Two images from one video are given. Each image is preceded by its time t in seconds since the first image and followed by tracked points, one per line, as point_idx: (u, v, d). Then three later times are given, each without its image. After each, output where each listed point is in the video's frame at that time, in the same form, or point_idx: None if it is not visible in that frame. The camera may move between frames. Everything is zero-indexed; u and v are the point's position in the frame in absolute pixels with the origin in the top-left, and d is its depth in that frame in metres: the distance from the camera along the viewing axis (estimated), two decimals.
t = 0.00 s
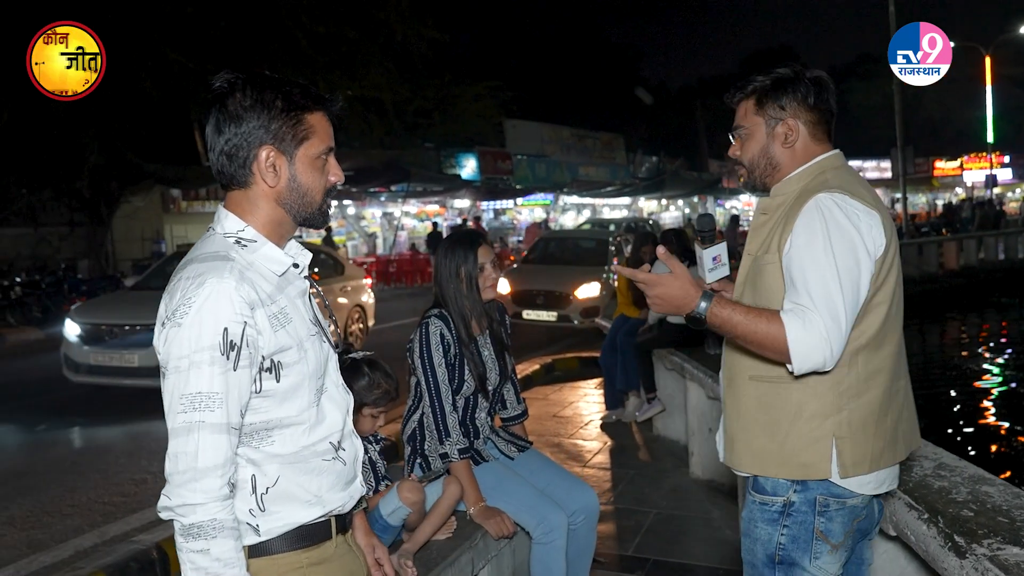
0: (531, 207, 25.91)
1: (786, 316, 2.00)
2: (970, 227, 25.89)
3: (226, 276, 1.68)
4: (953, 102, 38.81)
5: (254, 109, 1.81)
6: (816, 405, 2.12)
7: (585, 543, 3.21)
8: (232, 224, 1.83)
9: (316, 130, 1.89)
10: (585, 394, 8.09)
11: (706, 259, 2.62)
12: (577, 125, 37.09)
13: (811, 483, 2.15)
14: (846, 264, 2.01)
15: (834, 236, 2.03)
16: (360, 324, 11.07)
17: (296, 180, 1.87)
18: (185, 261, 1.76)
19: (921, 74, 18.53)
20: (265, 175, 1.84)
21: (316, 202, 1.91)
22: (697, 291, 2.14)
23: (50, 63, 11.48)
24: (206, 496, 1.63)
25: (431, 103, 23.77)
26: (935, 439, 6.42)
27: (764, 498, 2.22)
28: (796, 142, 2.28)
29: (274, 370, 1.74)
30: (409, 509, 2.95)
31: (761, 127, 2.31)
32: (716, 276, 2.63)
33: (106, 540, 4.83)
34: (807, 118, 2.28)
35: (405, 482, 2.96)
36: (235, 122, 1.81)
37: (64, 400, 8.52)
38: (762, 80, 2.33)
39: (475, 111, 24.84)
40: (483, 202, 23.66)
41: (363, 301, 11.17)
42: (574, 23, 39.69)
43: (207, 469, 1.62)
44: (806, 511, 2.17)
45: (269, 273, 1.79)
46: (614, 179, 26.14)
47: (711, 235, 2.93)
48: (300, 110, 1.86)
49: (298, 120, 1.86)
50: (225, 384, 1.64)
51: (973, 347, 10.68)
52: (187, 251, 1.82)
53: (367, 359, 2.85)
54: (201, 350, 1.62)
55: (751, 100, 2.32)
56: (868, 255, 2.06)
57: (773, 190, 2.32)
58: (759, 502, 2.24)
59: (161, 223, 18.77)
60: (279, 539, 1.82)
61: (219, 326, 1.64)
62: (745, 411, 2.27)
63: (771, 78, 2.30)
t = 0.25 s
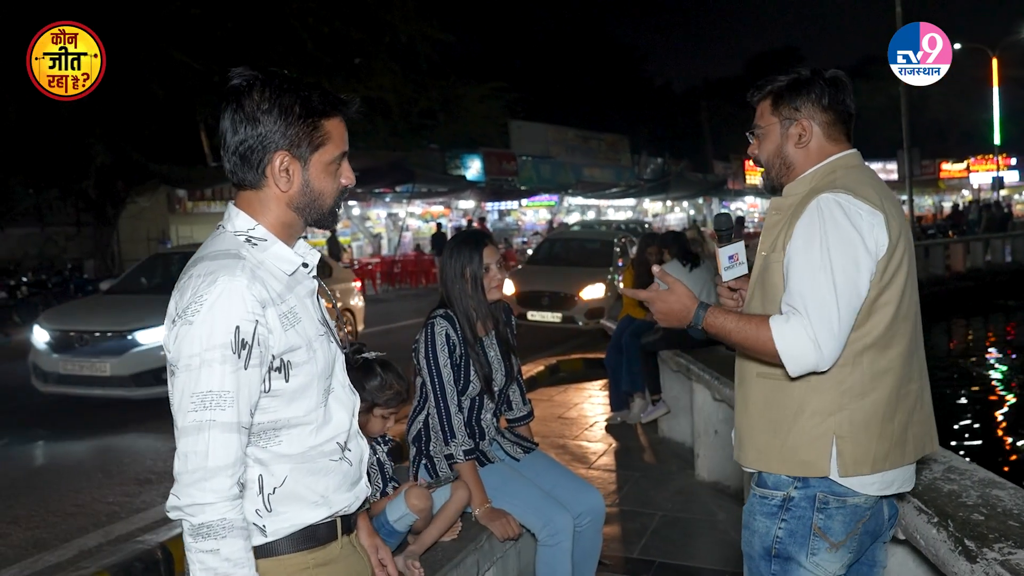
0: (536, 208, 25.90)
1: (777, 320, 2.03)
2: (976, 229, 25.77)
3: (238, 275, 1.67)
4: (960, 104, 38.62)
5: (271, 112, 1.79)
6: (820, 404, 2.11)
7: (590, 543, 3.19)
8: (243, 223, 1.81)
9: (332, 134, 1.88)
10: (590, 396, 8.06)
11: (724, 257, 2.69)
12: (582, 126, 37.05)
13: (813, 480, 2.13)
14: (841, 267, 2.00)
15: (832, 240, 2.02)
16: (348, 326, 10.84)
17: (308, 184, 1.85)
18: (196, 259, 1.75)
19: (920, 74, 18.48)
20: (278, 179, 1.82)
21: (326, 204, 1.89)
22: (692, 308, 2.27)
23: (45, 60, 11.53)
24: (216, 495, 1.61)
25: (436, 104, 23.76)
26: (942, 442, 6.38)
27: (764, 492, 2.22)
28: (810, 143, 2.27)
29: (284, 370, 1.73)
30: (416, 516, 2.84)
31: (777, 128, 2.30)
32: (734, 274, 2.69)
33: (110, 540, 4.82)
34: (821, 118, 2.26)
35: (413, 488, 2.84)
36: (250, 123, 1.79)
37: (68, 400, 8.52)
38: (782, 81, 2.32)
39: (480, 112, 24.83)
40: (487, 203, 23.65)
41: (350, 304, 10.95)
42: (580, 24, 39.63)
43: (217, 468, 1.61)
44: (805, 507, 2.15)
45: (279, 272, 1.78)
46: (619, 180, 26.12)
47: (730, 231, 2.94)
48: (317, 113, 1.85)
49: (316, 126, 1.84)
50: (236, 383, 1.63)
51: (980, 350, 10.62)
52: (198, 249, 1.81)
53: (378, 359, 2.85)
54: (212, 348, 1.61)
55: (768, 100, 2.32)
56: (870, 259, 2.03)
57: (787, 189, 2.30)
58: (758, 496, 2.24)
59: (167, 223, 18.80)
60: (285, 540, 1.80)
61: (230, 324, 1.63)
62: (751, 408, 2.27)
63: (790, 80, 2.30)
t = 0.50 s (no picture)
0: (536, 208, 25.89)
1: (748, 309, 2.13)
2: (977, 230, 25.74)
3: (250, 273, 1.65)
4: (961, 104, 38.60)
5: (278, 104, 1.78)
6: (815, 400, 2.09)
7: (592, 545, 3.16)
8: (252, 221, 1.79)
9: (341, 128, 1.86)
10: (591, 396, 8.04)
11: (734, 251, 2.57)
12: (582, 127, 37.04)
13: (807, 476, 2.12)
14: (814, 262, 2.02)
15: (812, 235, 2.04)
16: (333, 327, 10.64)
17: (317, 177, 1.83)
18: (205, 256, 1.73)
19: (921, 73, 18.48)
20: (286, 170, 1.80)
21: (334, 199, 1.87)
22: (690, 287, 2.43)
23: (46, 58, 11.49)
24: (225, 498, 1.59)
25: (436, 105, 23.74)
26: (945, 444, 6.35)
27: (761, 486, 2.20)
28: (815, 142, 2.26)
29: (292, 371, 1.71)
30: (419, 521, 2.81)
31: (782, 128, 2.30)
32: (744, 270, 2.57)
33: (109, 541, 4.79)
34: (829, 117, 2.24)
35: (416, 494, 2.82)
36: (258, 115, 1.78)
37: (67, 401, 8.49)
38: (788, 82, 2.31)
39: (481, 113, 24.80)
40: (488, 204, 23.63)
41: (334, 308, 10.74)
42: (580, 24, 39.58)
43: (227, 470, 1.59)
44: (799, 505, 2.13)
45: (288, 271, 1.76)
46: (619, 181, 26.13)
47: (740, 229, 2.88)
48: (326, 107, 1.84)
49: (323, 117, 1.83)
50: (247, 384, 1.60)
51: (981, 351, 10.60)
52: (205, 247, 1.79)
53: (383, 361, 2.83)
54: (223, 349, 1.59)
55: (776, 100, 2.31)
56: (852, 256, 2.02)
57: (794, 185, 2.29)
58: (754, 489, 2.22)
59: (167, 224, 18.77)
60: (290, 543, 1.78)
61: (242, 324, 1.61)
62: (749, 402, 2.26)
63: (796, 80, 2.28)
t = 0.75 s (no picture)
0: (531, 208, 25.89)
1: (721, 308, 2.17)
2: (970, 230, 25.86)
3: (256, 270, 1.62)
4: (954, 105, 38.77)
5: (284, 100, 1.75)
6: (803, 399, 2.07)
7: (590, 548, 3.14)
8: (254, 218, 1.76)
9: (346, 124, 1.83)
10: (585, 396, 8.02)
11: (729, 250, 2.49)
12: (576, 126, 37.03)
13: (796, 476, 2.09)
14: (783, 264, 2.03)
15: (786, 236, 2.04)
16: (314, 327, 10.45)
17: (325, 174, 1.80)
18: (208, 252, 1.71)
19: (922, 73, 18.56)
20: (295, 168, 1.77)
21: (340, 196, 1.85)
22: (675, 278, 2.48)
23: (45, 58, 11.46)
24: (232, 499, 1.57)
25: (431, 104, 23.70)
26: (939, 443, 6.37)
27: (752, 485, 2.18)
28: (803, 143, 2.24)
29: (297, 370, 1.68)
30: (416, 525, 2.75)
31: (769, 132, 2.28)
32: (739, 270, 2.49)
33: (101, 542, 4.75)
34: (814, 118, 2.22)
35: (415, 497, 2.75)
36: (265, 112, 1.74)
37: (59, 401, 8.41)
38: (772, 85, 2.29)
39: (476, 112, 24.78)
40: (482, 203, 23.61)
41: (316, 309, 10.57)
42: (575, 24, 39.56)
43: (233, 471, 1.56)
44: (788, 506, 2.11)
45: (292, 268, 1.73)
46: (613, 181, 26.15)
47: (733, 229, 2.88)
48: (331, 102, 1.81)
49: (330, 113, 1.80)
50: (253, 383, 1.58)
51: (974, 351, 10.65)
52: (208, 244, 1.76)
53: (382, 361, 2.81)
54: (230, 346, 1.56)
55: (761, 106, 2.30)
56: (827, 258, 2.01)
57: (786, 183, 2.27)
58: (745, 489, 2.20)
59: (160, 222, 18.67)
60: (293, 547, 1.76)
61: (248, 322, 1.58)
62: (740, 402, 2.25)
63: (779, 84, 2.27)
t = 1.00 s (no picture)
0: (523, 206, 25.85)
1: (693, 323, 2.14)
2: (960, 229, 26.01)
3: (253, 268, 1.58)
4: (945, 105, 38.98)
5: (288, 93, 1.71)
6: (780, 405, 2.04)
7: (587, 549, 3.12)
8: (251, 215, 1.73)
9: (347, 119, 1.81)
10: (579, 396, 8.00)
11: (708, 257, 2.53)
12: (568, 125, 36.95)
13: (774, 483, 2.07)
14: (750, 273, 2.00)
15: (752, 245, 2.02)
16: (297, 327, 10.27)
17: (327, 169, 1.77)
18: (202, 251, 1.67)
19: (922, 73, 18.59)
20: (297, 163, 1.74)
21: (342, 190, 1.82)
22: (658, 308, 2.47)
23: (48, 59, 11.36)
24: (232, 502, 1.53)
25: (424, 102, 23.62)
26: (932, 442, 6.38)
27: (732, 490, 2.16)
28: (773, 146, 2.22)
29: (296, 370, 1.65)
30: (414, 529, 2.72)
31: (739, 137, 2.26)
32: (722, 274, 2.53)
33: (90, 544, 4.70)
34: (783, 120, 2.20)
35: (411, 501, 2.71)
36: (268, 105, 1.70)
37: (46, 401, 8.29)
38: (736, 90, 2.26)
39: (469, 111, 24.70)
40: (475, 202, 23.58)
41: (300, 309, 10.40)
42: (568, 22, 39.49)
43: (233, 474, 1.53)
44: (768, 509, 2.09)
45: (289, 267, 1.70)
46: (606, 179, 26.15)
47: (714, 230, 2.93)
48: (334, 96, 1.78)
49: (333, 106, 1.77)
50: (252, 384, 1.54)
51: (964, 350, 10.70)
52: (203, 242, 1.72)
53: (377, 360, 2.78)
54: (226, 346, 1.53)
55: (728, 110, 2.27)
56: (795, 264, 1.98)
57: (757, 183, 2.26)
58: (727, 494, 2.18)
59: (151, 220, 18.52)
60: (292, 553, 1.72)
61: (246, 321, 1.55)
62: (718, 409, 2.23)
63: (744, 88, 2.24)
